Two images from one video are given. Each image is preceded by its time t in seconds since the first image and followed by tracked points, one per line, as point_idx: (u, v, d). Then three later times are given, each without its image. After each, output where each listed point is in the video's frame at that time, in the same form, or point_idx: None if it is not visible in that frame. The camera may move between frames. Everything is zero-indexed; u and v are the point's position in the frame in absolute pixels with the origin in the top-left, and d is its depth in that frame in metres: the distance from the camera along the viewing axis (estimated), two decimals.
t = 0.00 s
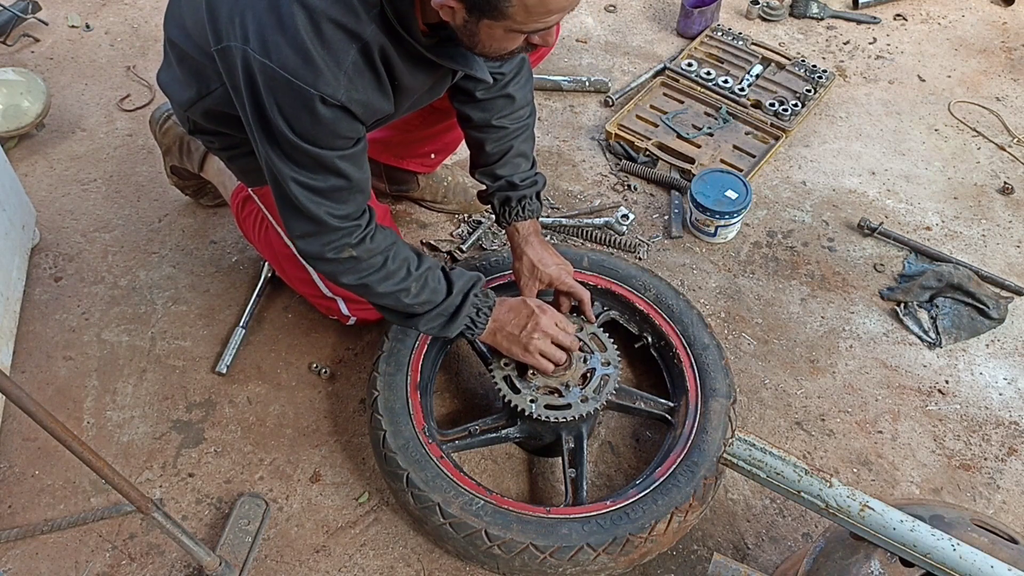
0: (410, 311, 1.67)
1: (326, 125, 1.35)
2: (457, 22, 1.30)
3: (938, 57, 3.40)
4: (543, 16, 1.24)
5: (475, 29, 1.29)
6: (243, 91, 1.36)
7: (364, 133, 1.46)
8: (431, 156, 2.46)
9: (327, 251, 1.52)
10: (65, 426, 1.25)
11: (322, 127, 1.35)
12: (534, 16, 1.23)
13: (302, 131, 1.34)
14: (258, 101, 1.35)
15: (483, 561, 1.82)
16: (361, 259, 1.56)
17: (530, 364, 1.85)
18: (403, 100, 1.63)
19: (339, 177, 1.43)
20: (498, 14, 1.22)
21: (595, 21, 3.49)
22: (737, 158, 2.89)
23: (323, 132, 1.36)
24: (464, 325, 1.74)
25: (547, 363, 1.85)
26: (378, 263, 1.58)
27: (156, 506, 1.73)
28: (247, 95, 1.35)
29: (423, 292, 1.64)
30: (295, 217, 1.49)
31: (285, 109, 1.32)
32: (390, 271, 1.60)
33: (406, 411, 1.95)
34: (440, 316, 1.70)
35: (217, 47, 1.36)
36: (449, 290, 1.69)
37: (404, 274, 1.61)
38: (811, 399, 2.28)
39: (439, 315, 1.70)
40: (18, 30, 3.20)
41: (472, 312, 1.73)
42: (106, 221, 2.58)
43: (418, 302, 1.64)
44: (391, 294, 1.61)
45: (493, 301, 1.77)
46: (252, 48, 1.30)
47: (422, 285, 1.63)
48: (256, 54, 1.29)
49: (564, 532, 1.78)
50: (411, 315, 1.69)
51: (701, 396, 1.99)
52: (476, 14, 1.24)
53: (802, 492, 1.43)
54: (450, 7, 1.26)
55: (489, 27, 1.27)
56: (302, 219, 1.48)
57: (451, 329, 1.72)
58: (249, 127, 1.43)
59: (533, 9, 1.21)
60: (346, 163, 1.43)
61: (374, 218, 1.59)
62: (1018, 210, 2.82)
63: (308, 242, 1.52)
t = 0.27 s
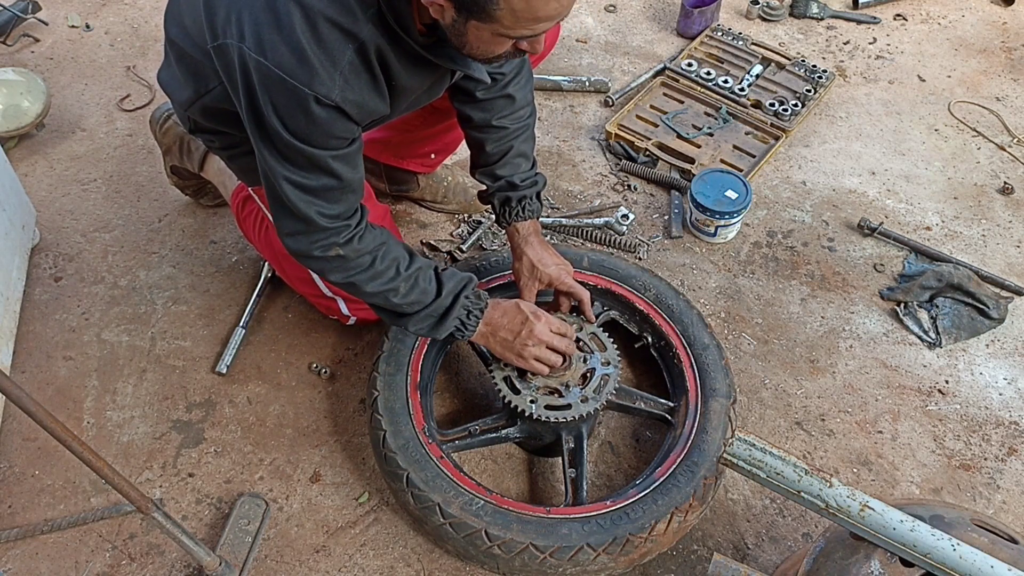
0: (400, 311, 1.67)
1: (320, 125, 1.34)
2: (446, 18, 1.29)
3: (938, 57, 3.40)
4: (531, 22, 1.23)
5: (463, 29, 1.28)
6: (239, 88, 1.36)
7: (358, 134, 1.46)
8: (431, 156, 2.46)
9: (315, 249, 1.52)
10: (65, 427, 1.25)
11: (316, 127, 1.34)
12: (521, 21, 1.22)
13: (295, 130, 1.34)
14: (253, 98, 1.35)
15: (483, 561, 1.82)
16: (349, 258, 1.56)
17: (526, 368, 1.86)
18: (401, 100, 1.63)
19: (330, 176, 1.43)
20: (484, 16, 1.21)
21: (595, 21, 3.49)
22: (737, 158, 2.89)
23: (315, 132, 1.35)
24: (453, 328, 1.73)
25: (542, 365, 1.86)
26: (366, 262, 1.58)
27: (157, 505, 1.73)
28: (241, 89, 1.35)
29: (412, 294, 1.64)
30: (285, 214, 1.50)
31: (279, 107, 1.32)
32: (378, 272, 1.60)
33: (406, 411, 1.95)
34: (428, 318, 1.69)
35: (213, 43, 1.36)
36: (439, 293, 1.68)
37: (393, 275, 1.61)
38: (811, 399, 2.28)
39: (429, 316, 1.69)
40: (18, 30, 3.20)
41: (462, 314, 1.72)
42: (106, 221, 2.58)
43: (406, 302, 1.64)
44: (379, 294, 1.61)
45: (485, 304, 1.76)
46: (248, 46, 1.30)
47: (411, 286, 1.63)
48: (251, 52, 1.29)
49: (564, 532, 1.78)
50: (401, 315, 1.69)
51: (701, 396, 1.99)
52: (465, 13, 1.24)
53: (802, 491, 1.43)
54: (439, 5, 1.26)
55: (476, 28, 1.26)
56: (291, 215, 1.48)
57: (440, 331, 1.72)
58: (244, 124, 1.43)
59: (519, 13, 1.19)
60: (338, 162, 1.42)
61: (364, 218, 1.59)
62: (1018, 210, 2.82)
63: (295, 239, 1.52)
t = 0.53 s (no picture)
0: (399, 306, 1.67)
1: (318, 119, 1.35)
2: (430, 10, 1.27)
3: (938, 57, 3.40)
4: (514, 29, 1.21)
5: (445, 20, 1.26)
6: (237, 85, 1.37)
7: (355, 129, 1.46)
8: (432, 156, 2.46)
9: (316, 245, 1.53)
10: (65, 426, 1.25)
11: (313, 122, 1.35)
12: (504, 26, 1.20)
13: (293, 125, 1.35)
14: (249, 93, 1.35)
15: (483, 561, 1.82)
16: (349, 254, 1.56)
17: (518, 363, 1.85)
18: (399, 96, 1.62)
19: (330, 172, 1.43)
20: (470, 14, 1.19)
21: (595, 21, 3.49)
22: (737, 158, 2.89)
23: (313, 127, 1.36)
24: (452, 323, 1.73)
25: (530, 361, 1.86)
26: (366, 258, 1.59)
27: (156, 506, 1.73)
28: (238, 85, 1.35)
29: (411, 288, 1.64)
30: (284, 211, 1.50)
31: (276, 102, 1.32)
32: (378, 267, 1.60)
33: (406, 411, 1.95)
34: (428, 313, 1.69)
35: (210, 40, 1.37)
36: (437, 287, 1.68)
37: (392, 270, 1.61)
38: (811, 399, 2.28)
39: (428, 311, 1.69)
40: (18, 30, 3.20)
41: (461, 309, 1.72)
42: (106, 221, 2.58)
43: (405, 298, 1.64)
44: (378, 289, 1.61)
45: (483, 300, 1.76)
46: (243, 41, 1.30)
47: (410, 281, 1.63)
48: (247, 48, 1.30)
49: (564, 532, 1.78)
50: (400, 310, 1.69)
51: (701, 396, 1.99)
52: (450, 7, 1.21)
53: (802, 491, 1.43)
54: None
55: (459, 24, 1.24)
56: (290, 212, 1.49)
57: (438, 326, 1.72)
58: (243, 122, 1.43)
59: (504, 19, 1.18)
60: (336, 157, 1.43)
61: (363, 214, 1.59)
62: (1018, 210, 2.82)
63: (295, 235, 1.53)
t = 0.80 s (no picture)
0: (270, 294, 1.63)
1: (274, 113, 1.34)
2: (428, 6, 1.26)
3: (938, 57, 3.40)
4: (506, 46, 1.21)
5: (441, 20, 1.24)
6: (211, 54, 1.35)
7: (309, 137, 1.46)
8: (432, 156, 2.46)
9: (203, 208, 1.49)
10: (65, 427, 1.25)
11: (274, 116, 1.35)
12: (497, 40, 1.20)
13: (245, 110, 1.33)
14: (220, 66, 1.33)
15: (483, 561, 1.82)
16: (233, 229, 1.51)
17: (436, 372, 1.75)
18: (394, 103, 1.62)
19: (258, 165, 1.43)
20: (467, 19, 1.18)
21: (595, 21, 3.49)
22: (737, 158, 2.89)
23: (271, 121, 1.36)
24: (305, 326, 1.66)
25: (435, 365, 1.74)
26: (247, 239, 1.54)
27: (157, 506, 1.73)
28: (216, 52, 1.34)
29: (279, 282, 1.59)
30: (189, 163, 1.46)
31: (237, 85, 1.31)
32: (255, 252, 1.55)
33: (406, 411, 1.95)
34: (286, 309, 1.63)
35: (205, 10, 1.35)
36: (302, 293, 1.62)
37: (268, 259, 1.57)
38: (811, 399, 2.28)
39: (281, 308, 1.64)
40: (18, 31, 3.20)
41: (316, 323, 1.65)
42: (106, 221, 2.58)
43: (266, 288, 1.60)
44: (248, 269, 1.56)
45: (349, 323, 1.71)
46: (230, 24, 1.29)
47: (280, 276, 1.58)
48: (232, 32, 1.29)
49: (564, 532, 1.78)
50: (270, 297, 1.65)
51: (701, 396, 1.99)
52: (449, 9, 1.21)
53: (802, 491, 1.43)
54: None
55: (453, 26, 1.23)
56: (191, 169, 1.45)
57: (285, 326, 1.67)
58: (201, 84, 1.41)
59: (498, 33, 1.18)
60: (271, 152, 1.41)
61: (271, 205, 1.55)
62: (1018, 210, 2.82)
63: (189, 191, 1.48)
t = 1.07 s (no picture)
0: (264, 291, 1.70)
1: (269, 121, 1.36)
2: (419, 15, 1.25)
3: (938, 57, 3.40)
4: (498, 53, 1.21)
5: (433, 32, 1.24)
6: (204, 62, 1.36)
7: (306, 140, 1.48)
8: (432, 156, 2.46)
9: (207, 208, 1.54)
10: (65, 426, 1.25)
11: (269, 122, 1.36)
12: (488, 48, 1.20)
13: (241, 118, 1.35)
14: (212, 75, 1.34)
15: (483, 561, 1.82)
16: (236, 232, 1.57)
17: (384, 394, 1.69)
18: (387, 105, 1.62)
19: (257, 168, 1.45)
20: (457, 31, 1.18)
21: (595, 21, 3.49)
22: (736, 158, 2.89)
23: (267, 126, 1.37)
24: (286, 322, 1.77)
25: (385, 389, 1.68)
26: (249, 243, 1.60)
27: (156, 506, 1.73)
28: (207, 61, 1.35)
29: (269, 284, 1.67)
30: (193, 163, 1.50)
31: (231, 94, 1.32)
32: (254, 256, 1.62)
33: (406, 411, 1.95)
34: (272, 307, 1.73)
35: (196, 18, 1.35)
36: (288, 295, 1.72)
37: (265, 264, 1.64)
38: (811, 399, 2.28)
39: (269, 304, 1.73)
40: (18, 30, 3.20)
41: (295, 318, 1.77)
42: (106, 221, 2.58)
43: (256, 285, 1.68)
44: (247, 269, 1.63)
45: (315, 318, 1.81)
46: (220, 33, 1.30)
47: (270, 280, 1.66)
48: (222, 40, 1.29)
49: (564, 532, 1.78)
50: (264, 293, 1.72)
51: (701, 396, 1.99)
52: (439, 20, 1.20)
53: (802, 492, 1.43)
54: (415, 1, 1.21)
55: (445, 37, 1.23)
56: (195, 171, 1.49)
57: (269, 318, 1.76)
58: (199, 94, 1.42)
59: (489, 42, 1.18)
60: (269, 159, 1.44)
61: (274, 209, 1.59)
62: (1018, 210, 2.82)
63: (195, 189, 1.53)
